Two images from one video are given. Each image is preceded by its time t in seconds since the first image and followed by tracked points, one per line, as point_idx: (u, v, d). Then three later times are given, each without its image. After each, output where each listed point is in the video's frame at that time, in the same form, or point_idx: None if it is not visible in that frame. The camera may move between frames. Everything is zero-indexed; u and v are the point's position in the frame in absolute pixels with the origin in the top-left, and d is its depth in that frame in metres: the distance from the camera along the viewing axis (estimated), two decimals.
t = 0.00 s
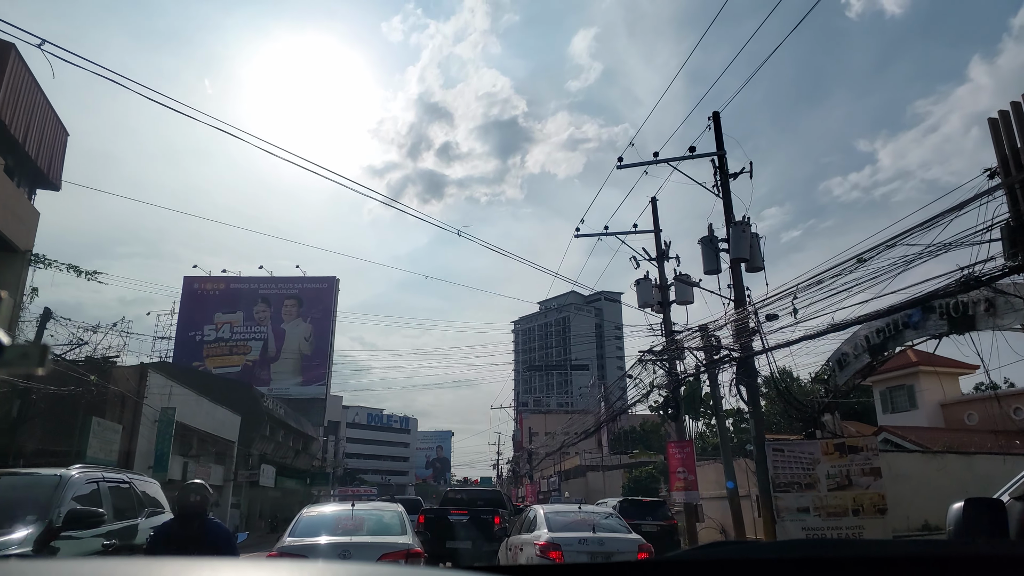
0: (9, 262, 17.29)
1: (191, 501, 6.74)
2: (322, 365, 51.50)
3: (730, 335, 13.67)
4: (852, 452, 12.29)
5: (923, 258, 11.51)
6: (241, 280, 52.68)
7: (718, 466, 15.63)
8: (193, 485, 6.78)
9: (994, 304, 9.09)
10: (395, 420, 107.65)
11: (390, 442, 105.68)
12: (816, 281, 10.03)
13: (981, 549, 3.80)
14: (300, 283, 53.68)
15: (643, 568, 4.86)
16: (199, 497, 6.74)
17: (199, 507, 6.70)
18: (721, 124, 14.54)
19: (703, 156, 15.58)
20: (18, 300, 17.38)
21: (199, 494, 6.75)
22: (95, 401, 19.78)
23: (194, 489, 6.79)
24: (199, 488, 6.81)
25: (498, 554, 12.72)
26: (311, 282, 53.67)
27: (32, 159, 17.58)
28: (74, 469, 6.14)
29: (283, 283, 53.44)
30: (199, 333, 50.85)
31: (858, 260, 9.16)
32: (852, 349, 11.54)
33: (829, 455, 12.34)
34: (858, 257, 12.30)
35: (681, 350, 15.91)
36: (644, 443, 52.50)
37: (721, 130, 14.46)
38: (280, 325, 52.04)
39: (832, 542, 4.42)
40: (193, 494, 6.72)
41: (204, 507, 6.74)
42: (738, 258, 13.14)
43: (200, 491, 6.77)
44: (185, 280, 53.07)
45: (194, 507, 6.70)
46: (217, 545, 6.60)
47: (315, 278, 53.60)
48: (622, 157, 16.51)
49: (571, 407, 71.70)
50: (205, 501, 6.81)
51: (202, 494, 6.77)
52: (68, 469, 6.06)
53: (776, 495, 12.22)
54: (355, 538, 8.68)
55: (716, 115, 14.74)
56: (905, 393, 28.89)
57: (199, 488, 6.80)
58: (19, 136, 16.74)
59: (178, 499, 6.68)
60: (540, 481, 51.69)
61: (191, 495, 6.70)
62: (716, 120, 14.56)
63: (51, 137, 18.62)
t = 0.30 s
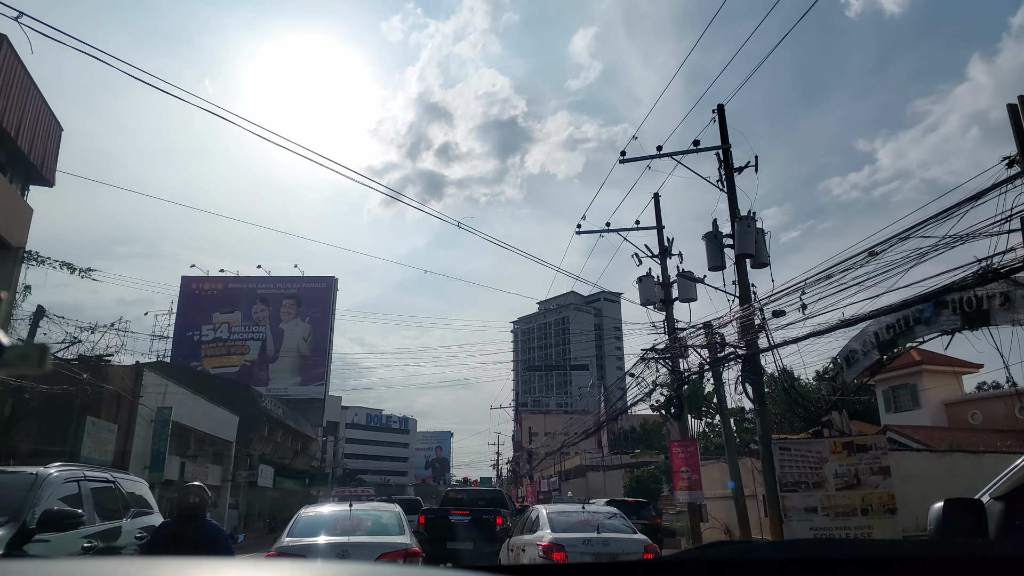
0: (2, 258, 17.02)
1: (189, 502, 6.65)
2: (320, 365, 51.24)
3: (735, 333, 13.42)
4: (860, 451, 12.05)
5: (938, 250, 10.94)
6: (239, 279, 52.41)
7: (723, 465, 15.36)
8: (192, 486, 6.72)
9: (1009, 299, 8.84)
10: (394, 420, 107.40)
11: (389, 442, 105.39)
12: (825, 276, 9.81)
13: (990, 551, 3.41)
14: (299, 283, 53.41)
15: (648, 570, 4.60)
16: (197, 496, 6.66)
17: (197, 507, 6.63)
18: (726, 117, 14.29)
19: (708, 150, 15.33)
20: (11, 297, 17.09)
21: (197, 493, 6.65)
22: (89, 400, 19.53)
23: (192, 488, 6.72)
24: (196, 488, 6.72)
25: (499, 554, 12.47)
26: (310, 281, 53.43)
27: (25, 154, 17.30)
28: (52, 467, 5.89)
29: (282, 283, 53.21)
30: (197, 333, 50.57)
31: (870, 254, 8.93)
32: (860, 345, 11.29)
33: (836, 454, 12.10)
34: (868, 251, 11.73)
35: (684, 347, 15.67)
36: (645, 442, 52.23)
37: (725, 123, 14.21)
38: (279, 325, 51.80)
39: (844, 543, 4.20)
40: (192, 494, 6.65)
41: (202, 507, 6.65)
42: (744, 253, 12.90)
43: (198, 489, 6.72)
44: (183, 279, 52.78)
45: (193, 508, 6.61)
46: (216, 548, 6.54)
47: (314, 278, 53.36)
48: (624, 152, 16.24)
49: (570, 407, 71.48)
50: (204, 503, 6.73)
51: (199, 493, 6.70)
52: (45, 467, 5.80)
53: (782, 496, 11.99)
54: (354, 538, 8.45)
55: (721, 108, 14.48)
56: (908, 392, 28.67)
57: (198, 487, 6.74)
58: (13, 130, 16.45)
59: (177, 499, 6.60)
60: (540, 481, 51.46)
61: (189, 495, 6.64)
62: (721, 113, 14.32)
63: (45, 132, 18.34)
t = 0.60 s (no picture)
0: None
1: (184, 503, 6.49)
2: (319, 365, 50.98)
3: (741, 330, 13.17)
4: (869, 450, 11.80)
5: (955, 242, 10.38)
6: (237, 278, 52.11)
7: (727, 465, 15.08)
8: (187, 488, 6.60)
9: None
10: (393, 421, 107.08)
11: (388, 442, 105.07)
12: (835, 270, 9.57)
13: (976, 550, 3.28)
14: (297, 282, 53.12)
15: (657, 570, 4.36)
16: (192, 498, 6.52)
17: (193, 507, 6.49)
18: (730, 111, 14.04)
19: (712, 143, 15.06)
20: (3, 294, 16.81)
21: (193, 495, 6.52)
22: (83, 399, 19.28)
23: (187, 489, 6.56)
24: (192, 489, 6.58)
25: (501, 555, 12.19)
26: (308, 280, 53.14)
27: (18, 149, 17.02)
28: (30, 466, 5.63)
29: (281, 282, 52.91)
30: (195, 332, 50.27)
31: (882, 246, 8.69)
32: (870, 342, 11.02)
33: (844, 453, 11.86)
34: (882, 243, 11.23)
35: (688, 345, 15.43)
36: (645, 441, 52.02)
37: (730, 117, 13.96)
38: (277, 325, 51.52)
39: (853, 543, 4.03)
40: (187, 494, 6.50)
41: (197, 507, 6.51)
42: (749, 249, 12.65)
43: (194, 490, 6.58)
44: (181, 278, 52.47)
45: (188, 510, 6.45)
46: (212, 549, 6.35)
47: (312, 277, 53.07)
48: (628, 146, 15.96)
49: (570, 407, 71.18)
50: (199, 504, 6.59)
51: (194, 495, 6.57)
52: (22, 466, 5.53)
53: (790, 495, 11.75)
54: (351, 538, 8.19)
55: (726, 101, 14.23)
56: (911, 391, 28.43)
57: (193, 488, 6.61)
58: (5, 125, 16.17)
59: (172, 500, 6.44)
60: (540, 481, 51.17)
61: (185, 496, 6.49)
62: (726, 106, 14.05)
63: (38, 127, 18.05)
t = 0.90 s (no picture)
0: None
1: (184, 503, 6.60)
2: (318, 364, 50.71)
3: (747, 326, 12.90)
4: (879, 449, 11.56)
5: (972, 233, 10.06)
6: (235, 277, 51.82)
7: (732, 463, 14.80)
8: (187, 489, 6.75)
9: None
10: (393, 421, 106.75)
11: (387, 443, 104.78)
12: (845, 263, 9.35)
13: (974, 550, 3.00)
14: (296, 281, 52.82)
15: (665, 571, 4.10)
16: (192, 500, 6.65)
17: (192, 508, 6.60)
18: (736, 103, 13.79)
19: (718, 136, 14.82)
20: None
21: (193, 497, 6.66)
22: (77, 397, 19.05)
23: (188, 493, 6.70)
24: (193, 491, 6.71)
25: (502, 557, 11.92)
26: (307, 279, 52.85)
27: (11, 143, 16.74)
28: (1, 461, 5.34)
29: (279, 281, 52.59)
30: (193, 332, 49.99)
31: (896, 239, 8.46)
32: (880, 339, 10.78)
33: (853, 452, 11.62)
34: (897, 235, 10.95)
35: (693, 342, 15.17)
36: (646, 441, 51.73)
37: (736, 109, 13.72)
38: (275, 324, 51.25)
39: (857, 543, 3.80)
40: (188, 496, 6.65)
41: (197, 507, 6.62)
42: (756, 243, 12.40)
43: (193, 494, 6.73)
44: (178, 277, 52.16)
45: (189, 509, 6.59)
46: (210, 549, 6.38)
47: (311, 276, 52.79)
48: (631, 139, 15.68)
49: (570, 408, 70.88)
50: (199, 508, 6.67)
51: (193, 498, 6.70)
52: None
53: (797, 496, 11.50)
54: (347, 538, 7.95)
55: (731, 94, 14.00)
56: (915, 391, 28.17)
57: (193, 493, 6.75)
58: None
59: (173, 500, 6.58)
60: (540, 481, 50.87)
61: (185, 497, 6.62)
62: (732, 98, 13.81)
63: (31, 120, 17.78)
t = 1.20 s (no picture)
0: None
1: (187, 504, 6.78)
2: (317, 364, 50.43)
3: (753, 322, 12.63)
4: (889, 447, 11.29)
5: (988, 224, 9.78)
6: (234, 276, 51.60)
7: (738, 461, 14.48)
8: (190, 491, 6.95)
9: None
10: (392, 421, 106.46)
11: (387, 442, 104.51)
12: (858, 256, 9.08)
13: (977, 549, 2.76)
14: (295, 279, 52.56)
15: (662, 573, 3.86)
16: (194, 500, 6.85)
17: (195, 507, 6.79)
18: (741, 94, 13.53)
19: (723, 130, 14.55)
20: None
21: (195, 496, 6.86)
22: (71, 396, 18.80)
23: (191, 494, 6.88)
24: (195, 493, 6.89)
25: (505, 559, 11.63)
26: (306, 278, 52.62)
27: (3, 138, 16.48)
28: None
29: (278, 280, 52.37)
30: (192, 331, 49.77)
31: (912, 229, 8.19)
32: (891, 334, 10.51)
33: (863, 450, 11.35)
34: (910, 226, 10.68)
35: (696, 338, 14.90)
36: (647, 441, 51.43)
37: (741, 101, 13.45)
38: (274, 323, 51.00)
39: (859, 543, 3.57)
40: (190, 497, 6.82)
41: (198, 507, 6.81)
42: (762, 237, 12.13)
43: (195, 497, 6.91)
44: (177, 276, 51.93)
45: (191, 508, 6.78)
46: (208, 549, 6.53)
47: (310, 275, 52.60)
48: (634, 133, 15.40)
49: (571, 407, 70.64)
50: (200, 508, 6.83)
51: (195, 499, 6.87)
52: None
53: (806, 494, 11.25)
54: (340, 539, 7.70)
55: (736, 85, 13.74)
56: (920, 389, 27.90)
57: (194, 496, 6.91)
58: None
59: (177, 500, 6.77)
60: (541, 481, 50.59)
61: (189, 498, 6.83)
62: (737, 90, 13.54)
63: (24, 115, 17.51)
